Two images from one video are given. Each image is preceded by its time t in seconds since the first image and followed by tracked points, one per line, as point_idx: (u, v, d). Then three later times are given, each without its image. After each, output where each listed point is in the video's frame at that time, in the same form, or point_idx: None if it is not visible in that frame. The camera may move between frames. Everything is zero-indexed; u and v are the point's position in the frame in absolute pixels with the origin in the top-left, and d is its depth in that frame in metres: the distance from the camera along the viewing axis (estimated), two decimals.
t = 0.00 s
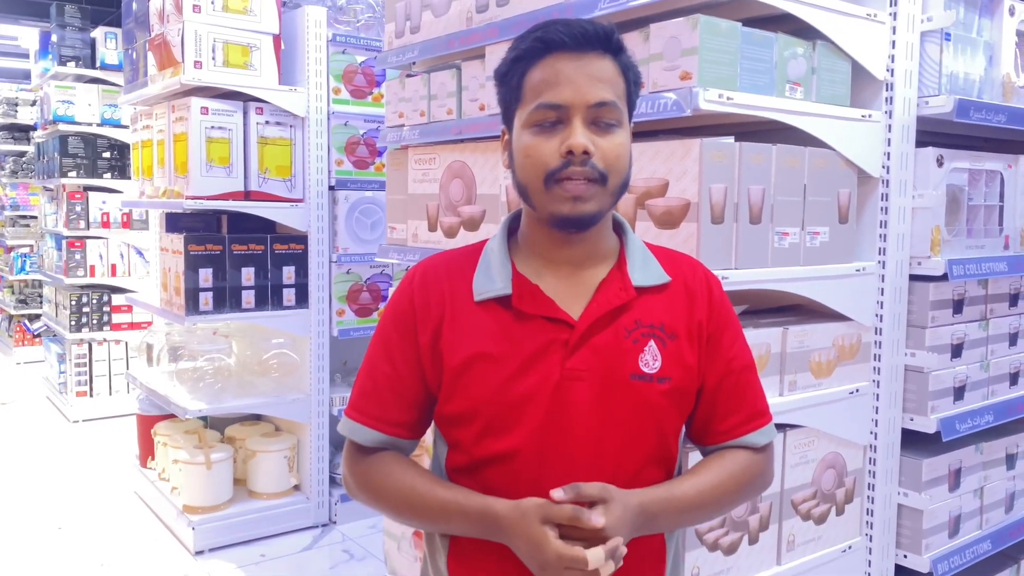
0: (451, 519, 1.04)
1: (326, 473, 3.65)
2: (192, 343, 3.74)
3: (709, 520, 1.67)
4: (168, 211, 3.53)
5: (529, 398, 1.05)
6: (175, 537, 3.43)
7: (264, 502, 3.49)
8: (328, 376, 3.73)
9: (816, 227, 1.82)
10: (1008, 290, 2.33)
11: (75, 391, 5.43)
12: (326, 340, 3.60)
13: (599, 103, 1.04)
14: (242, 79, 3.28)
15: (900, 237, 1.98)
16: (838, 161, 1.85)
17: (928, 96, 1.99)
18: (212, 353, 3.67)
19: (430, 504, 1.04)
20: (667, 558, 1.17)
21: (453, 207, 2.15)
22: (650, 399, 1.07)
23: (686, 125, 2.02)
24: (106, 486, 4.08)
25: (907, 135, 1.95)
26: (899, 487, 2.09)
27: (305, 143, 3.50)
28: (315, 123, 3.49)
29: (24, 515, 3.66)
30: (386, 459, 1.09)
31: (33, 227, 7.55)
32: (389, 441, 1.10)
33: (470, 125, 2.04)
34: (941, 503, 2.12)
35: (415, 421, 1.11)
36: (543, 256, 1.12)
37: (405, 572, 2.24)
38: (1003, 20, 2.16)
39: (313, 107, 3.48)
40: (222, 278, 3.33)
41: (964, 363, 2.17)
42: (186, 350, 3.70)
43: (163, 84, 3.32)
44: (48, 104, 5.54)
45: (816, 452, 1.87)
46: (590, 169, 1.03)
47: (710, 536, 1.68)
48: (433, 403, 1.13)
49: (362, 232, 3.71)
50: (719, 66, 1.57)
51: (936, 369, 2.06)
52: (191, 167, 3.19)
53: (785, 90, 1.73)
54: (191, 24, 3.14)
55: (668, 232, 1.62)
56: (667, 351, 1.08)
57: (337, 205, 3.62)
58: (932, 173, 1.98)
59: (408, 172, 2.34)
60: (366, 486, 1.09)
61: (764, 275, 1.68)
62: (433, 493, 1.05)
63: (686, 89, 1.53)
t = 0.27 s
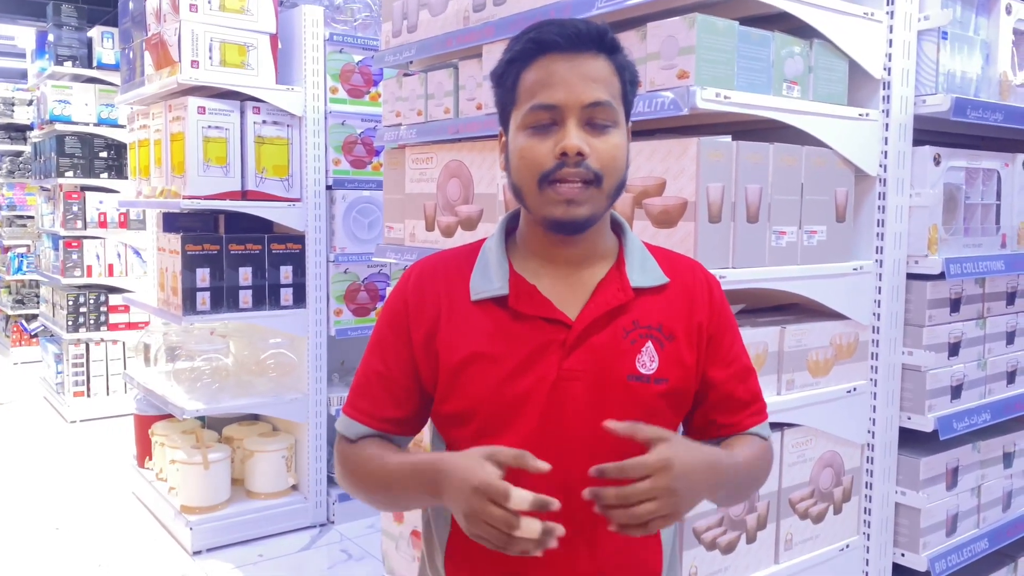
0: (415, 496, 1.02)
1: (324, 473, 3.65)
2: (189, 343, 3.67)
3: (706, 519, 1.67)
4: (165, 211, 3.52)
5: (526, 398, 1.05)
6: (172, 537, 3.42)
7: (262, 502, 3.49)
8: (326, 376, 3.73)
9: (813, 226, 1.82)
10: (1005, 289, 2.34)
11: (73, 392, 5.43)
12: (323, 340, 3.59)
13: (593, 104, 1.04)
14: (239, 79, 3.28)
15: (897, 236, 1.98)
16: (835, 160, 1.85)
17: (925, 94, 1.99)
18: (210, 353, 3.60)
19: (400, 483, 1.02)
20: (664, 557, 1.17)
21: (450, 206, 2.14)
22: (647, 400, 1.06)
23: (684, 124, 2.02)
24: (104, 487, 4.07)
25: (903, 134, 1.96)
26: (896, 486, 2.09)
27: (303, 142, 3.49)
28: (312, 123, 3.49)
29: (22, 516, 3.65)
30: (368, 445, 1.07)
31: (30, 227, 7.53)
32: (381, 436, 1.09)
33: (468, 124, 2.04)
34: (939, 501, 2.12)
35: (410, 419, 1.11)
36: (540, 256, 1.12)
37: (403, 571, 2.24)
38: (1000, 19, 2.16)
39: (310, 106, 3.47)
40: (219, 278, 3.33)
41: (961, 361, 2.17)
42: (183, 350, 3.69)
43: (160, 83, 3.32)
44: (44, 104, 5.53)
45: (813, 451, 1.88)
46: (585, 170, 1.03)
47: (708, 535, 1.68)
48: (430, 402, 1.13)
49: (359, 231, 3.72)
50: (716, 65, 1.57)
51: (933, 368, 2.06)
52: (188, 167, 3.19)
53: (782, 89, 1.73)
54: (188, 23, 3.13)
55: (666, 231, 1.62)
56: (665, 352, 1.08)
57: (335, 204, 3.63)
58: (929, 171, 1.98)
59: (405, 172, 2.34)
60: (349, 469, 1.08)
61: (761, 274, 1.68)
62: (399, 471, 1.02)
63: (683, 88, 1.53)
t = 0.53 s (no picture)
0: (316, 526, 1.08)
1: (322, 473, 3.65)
2: (186, 343, 3.68)
3: (704, 518, 1.67)
4: (163, 211, 3.52)
5: (523, 397, 1.05)
6: (170, 537, 3.42)
7: (260, 502, 3.49)
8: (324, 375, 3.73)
9: (811, 225, 1.82)
10: (1002, 288, 2.34)
11: (71, 391, 5.43)
12: (321, 339, 3.59)
13: (586, 107, 1.04)
14: (236, 78, 3.28)
15: (895, 235, 1.98)
16: (833, 160, 1.85)
17: (922, 94, 1.99)
18: (208, 353, 3.62)
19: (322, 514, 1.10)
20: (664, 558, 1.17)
21: (448, 206, 2.15)
22: (644, 400, 1.07)
23: (681, 124, 2.02)
24: (102, 487, 4.07)
25: (900, 134, 1.96)
26: (893, 485, 2.10)
27: (300, 141, 3.49)
28: (309, 122, 3.49)
29: (19, 515, 3.65)
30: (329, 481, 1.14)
31: (28, 226, 7.53)
32: (375, 438, 1.10)
33: (466, 123, 2.04)
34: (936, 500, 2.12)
35: (407, 421, 1.11)
36: (537, 257, 1.13)
37: (401, 571, 2.24)
38: (997, 19, 2.17)
39: (308, 106, 3.47)
40: (217, 278, 3.33)
41: (958, 360, 2.17)
42: (181, 350, 3.69)
43: (157, 83, 3.32)
44: (42, 103, 5.53)
45: (811, 450, 1.88)
46: (577, 174, 1.03)
47: (705, 535, 1.68)
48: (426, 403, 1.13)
49: (357, 231, 3.72)
50: (713, 65, 1.57)
51: (930, 367, 2.06)
52: (185, 167, 3.19)
53: (779, 88, 1.73)
54: (185, 23, 3.13)
55: (664, 231, 1.62)
56: (663, 352, 1.08)
57: (332, 204, 3.63)
58: (926, 171, 1.99)
59: (403, 171, 2.34)
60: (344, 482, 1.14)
61: (758, 273, 1.68)
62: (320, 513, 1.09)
63: (681, 88, 1.53)
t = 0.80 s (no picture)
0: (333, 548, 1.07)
1: (320, 473, 3.65)
2: (184, 342, 3.68)
3: (702, 518, 1.67)
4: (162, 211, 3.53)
5: (524, 403, 1.05)
6: (169, 537, 3.42)
7: (258, 502, 3.49)
8: (322, 375, 3.73)
9: (809, 226, 1.82)
10: (1000, 288, 2.34)
11: (69, 391, 5.43)
12: (320, 339, 3.59)
13: (586, 104, 1.04)
14: (235, 78, 3.28)
15: (892, 235, 1.99)
16: (831, 160, 1.85)
17: (920, 94, 1.99)
18: (206, 352, 3.62)
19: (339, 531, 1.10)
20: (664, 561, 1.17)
21: (447, 206, 2.15)
22: (647, 405, 1.07)
23: (680, 124, 2.02)
24: (100, 486, 4.06)
25: (898, 134, 1.96)
26: (891, 484, 2.10)
27: (299, 141, 3.49)
28: (308, 122, 3.49)
29: (17, 515, 3.65)
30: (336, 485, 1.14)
31: (26, 226, 7.52)
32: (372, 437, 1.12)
33: (464, 123, 2.04)
34: (934, 500, 2.12)
35: (404, 420, 1.12)
36: (538, 257, 1.13)
37: (400, 571, 2.24)
38: (995, 20, 2.18)
39: (307, 106, 3.47)
40: (215, 277, 3.33)
41: (956, 360, 2.17)
42: (179, 349, 3.69)
43: (155, 82, 3.31)
44: (40, 103, 5.52)
45: (809, 450, 1.88)
46: (577, 172, 1.03)
47: (704, 534, 1.68)
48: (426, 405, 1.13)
49: (355, 231, 3.72)
50: (712, 65, 1.57)
51: (928, 367, 2.07)
52: (184, 167, 3.19)
53: (778, 89, 1.74)
54: (183, 23, 3.13)
55: (662, 231, 1.62)
56: (665, 356, 1.08)
57: (331, 204, 3.63)
58: (924, 171, 1.99)
59: (402, 171, 2.34)
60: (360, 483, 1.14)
61: (756, 273, 1.68)
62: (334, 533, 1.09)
63: (679, 88, 1.53)
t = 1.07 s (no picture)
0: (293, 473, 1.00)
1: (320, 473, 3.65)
2: (185, 342, 3.68)
3: (704, 518, 1.68)
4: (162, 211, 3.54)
5: (525, 403, 1.05)
6: (169, 537, 3.42)
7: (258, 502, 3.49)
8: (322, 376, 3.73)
9: (810, 227, 1.83)
10: (1000, 289, 2.35)
11: (68, 391, 5.42)
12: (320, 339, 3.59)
13: (585, 110, 1.04)
14: (236, 78, 3.28)
15: (893, 237, 1.99)
16: (832, 161, 1.86)
17: (921, 96, 2.00)
18: (206, 352, 3.60)
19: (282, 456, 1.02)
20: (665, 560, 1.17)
21: (448, 207, 2.15)
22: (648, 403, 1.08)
23: (681, 125, 2.02)
24: (100, 486, 4.06)
25: (899, 136, 1.97)
26: (891, 485, 2.12)
27: (299, 142, 3.49)
28: (309, 122, 3.49)
29: (18, 515, 3.65)
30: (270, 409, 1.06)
31: (25, 226, 7.52)
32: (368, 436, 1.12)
33: (466, 124, 2.04)
34: (934, 500, 2.13)
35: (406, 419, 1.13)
36: (538, 259, 1.13)
37: (400, 571, 2.25)
38: (995, 21, 2.18)
39: (307, 106, 3.48)
40: (216, 277, 3.33)
41: (956, 361, 2.18)
42: (180, 349, 3.69)
43: (156, 83, 3.32)
44: (40, 103, 5.52)
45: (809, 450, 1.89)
46: (576, 178, 1.04)
47: (705, 534, 1.69)
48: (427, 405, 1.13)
49: (356, 231, 3.71)
50: (714, 67, 1.58)
51: (929, 368, 2.07)
52: (184, 167, 3.19)
53: (779, 90, 1.74)
54: (184, 23, 3.13)
55: (664, 231, 1.62)
56: (665, 354, 1.09)
57: (331, 204, 3.62)
58: (925, 173, 2.00)
59: (403, 172, 2.34)
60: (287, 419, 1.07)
61: (757, 274, 1.69)
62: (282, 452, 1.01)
63: (682, 89, 1.54)
